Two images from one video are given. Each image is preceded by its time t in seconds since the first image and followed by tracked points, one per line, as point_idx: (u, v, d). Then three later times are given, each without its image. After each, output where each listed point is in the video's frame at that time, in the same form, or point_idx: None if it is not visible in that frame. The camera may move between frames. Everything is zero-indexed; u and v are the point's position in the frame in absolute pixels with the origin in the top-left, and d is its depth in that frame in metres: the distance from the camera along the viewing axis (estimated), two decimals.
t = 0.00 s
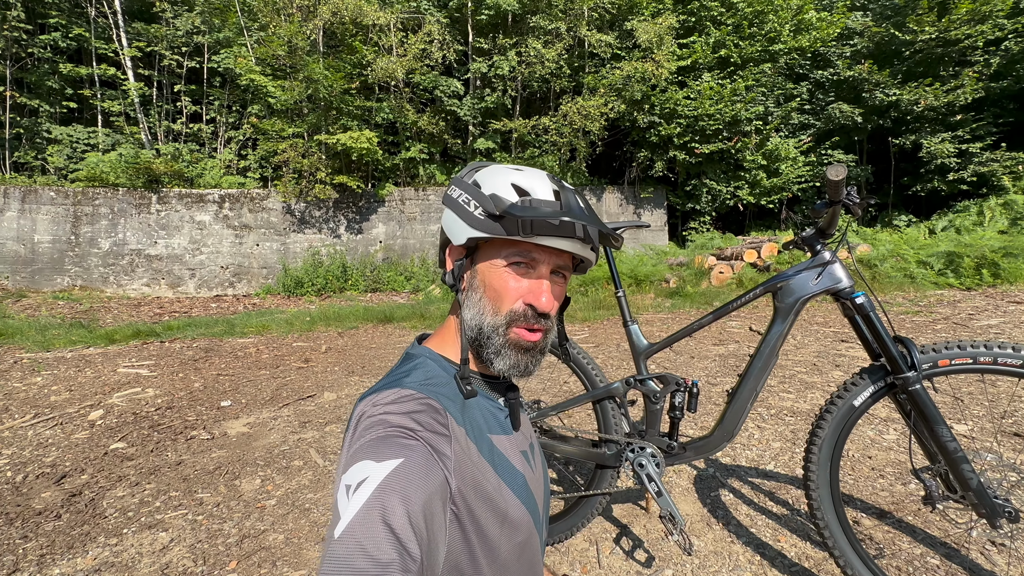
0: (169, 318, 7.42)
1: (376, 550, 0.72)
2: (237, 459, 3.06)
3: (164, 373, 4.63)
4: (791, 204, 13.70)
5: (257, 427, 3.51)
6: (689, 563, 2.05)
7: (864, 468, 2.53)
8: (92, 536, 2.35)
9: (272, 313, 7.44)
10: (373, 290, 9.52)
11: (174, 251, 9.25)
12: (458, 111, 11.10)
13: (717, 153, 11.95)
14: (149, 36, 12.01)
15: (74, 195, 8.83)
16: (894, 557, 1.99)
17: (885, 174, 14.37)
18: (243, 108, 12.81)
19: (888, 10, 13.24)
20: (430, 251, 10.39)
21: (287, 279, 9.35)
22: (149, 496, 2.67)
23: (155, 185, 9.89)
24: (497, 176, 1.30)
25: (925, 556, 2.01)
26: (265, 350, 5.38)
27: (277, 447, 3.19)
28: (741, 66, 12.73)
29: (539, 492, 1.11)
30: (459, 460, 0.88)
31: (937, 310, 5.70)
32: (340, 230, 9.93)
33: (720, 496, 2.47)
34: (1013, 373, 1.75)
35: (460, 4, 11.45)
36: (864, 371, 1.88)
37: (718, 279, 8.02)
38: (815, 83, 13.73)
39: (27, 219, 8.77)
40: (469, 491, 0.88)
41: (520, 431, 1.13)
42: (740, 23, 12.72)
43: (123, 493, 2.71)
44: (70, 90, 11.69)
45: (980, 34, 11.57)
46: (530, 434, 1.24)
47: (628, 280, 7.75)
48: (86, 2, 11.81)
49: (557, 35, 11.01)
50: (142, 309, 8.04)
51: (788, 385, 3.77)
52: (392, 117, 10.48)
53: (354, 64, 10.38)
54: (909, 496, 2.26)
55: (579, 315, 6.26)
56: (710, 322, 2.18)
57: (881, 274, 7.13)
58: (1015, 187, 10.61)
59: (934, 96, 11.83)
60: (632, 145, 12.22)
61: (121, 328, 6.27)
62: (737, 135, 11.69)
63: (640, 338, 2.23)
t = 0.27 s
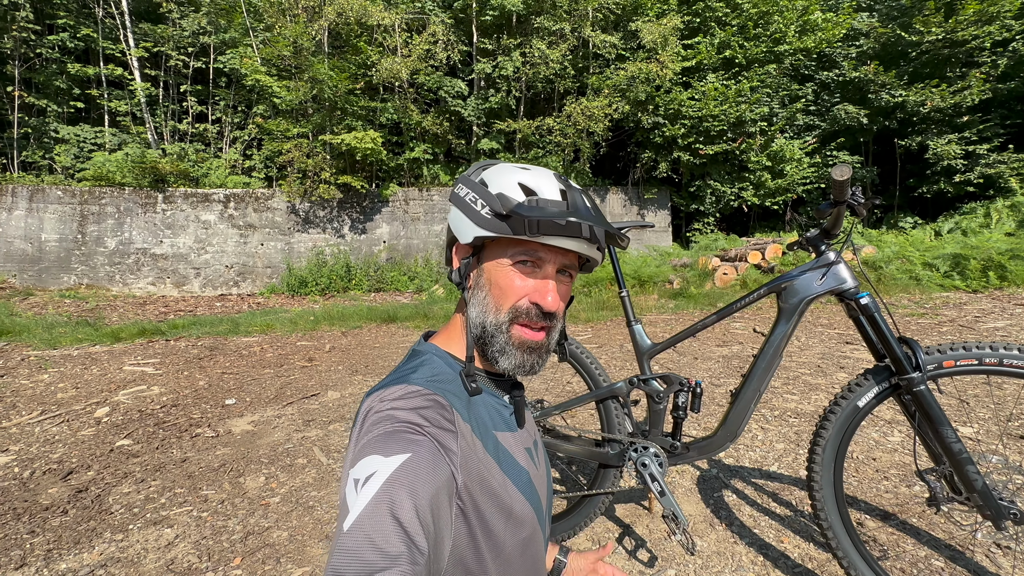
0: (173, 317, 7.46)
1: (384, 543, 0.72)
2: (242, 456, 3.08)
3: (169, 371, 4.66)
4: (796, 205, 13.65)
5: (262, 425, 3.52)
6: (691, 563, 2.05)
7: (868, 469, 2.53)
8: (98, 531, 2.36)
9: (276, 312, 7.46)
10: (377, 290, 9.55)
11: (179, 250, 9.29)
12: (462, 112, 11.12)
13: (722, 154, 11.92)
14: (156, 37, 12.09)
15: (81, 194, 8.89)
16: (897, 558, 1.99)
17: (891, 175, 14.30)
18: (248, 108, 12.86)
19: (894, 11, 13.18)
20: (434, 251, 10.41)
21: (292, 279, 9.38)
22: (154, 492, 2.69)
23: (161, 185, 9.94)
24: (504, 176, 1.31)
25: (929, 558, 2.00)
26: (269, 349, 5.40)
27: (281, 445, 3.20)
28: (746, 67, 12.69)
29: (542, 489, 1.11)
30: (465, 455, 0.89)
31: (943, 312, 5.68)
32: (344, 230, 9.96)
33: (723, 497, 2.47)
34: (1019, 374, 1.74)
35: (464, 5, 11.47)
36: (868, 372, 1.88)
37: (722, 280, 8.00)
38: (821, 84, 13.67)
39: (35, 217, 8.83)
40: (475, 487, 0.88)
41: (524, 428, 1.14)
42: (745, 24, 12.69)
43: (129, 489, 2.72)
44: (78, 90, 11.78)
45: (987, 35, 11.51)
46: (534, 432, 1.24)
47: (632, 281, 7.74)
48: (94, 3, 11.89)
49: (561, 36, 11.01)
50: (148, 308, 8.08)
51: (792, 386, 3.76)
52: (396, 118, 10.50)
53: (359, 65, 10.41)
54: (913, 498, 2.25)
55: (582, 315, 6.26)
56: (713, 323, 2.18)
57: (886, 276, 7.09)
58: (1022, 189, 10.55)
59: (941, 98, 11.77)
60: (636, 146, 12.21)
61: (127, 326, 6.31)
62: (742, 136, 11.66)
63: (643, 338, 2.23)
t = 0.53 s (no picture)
0: (176, 316, 7.48)
1: (378, 547, 0.72)
2: (244, 456, 3.08)
3: (172, 370, 4.68)
4: (799, 203, 13.59)
5: (264, 425, 3.53)
6: (692, 564, 2.05)
7: (871, 470, 2.51)
8: (101, 531, 2.37)
9: (279, 312, 7.48)
10: (379, 290, 9.56)
11: (182, 250, 9.32)
12: (464, 111, 11.11)
13: (724, 152, 11.88)
14: (158, 37, 12.12)
15: (84, 194, 8.92)
16: (901, 560, 1.98)
17: (894, 173, 14.22)
18: (250, 107, 12.88)
19: (898, 7, 13.09)
20: (436, 250, 10.41)
21: (295, 278, 9.40)
22: (157, 492, 2.70)
23: (164, 185, 9.97)
24: (503, 177, 1.30)
25: (933, 559, 1.99)
26: (271, 348, 5.42)
27: (283, 445, 3.21)
28: (748, 64, 12.64)
29: (541, 490, 1.11)
30: (462, 457, 0.89)
31: (948, 310, 5.65)
32: (346, 229, 9.96)
33: (725, 497, 2.47)
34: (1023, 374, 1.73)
35: (465, 3, 11.46)
36: (871, 372, 1.87)
37: (724, 279, 7.98)
38: (824, 82, 13.60)
39: (39, 217, 8.87)
40: (471, 491, 0.88)
41: (522, 430, 1.13)
42: (748, 21, 12.63)
43: (131, 489, 2.73)
44: (81, 90, 11.82)
45: (992, 32, 11.43)
46: (533, 434, 1.24)
47: (634, 279, 7.72)
48: (96, 2, 11.92)
49: (563, 34, 10.98)
50: (151, 307, 8.11)
51: (795, 386, 3.75)
52: (398, 117, 10.49)
53: (361, 64, 10.41)
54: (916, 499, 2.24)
55: (584, 314, 6.25)
56: (714, 322, 2.16)
57: (890, 274, 7.05)
58: None
59: (945, 95, 11.70)
60: (638, 144, 12.19)
61: (130, 326, 6.34)
62: (744, 134, 11.62)
63: (644, 338, 2.22)
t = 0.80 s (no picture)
0: (179, 315, 7.50)
1: (377, 547, 0.71)
2: (246, 455, 3.08)
3: (175, 370, 4.69)
4: (801, 200, 13.53)
5: (266, 423, 3.53)
6: (695, 563, 2.04)
7: (875, 468, 2.50)
8: (103, 531, 2.38)
9: (281, 311, 7.48)
10: (381, 288, 9.57)
11: (185, 249, 9.34)
12: (465, 109, 11.09)
13: (726, 149, 11.84)
14: (159, 36, 12.13)
15: (86, 194, 8.94)
16: (905, 559, 1.96)
17: (898, 169, 14.15)
18: (251, 107, 12.89)
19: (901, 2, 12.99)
20: (437, 248, 10.40)
21: (297, 277, 9.41)
22: (159, 491, 2.70)
23: (166, 184, 9.99)
24: (503, 174, 1.28)
25: (937, 558, 1.98)
26: (273, 347, 5.43)
27: (285, 444, 3.21)
28: (750, 60, 12.57)
29: (542, 490, 1.10)
30: (462, 457, 0.88)
31: (952, 307, 5.61)
32: (348, 228, 9.96)
33: (727, 495, 2.46)
34: None
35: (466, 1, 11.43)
36: (875, 371, 1.86)
37: (726, 276, 7.96)
38: (826, 77, 13.52)
39: (42, 217, 8.90)
40: (471, 490, 0.87)
41: (522, 429, 1.12)
42: (750, 17, 12.56)
43: (133, 488, 2.74)
44: (82, 91, 11.84)
45: (997, 26, 11.34)
46: (534, 433, 1.23)
47: (635, 277, 7.70)
48: (97, 2, 11.94)
49: (564, 31, 10.93)
50: (154, 306, 8.13)
51: (798, 383, 3.73)
52: (399, 115, 10.48)
53: (361, 62, 10.39)
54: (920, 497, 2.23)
55: (586, 312, 6.24)
56: (717, 320, 2.15)
57: (893, 271, 7.02)
58: None
59: (949, 90, 11.62)
60: (640, 141, 12.15)
61: (133, 325, 6.36)
62: (746, 130, 11.58)
63: (646, 336, 2.21)
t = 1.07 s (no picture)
0: (182, 314, 7.53)
1: (378, 545, 0.71)
2: (248, 454, 3.09)
3: (178, 369, 4.71)
4: (804, 196, 13.48)
5: (268, 422, 3.54)
6: (697, 560, 2.03)
7: (878, 465, 2.49)
8: (107, 530, 2.39)
9: (283, 310, 7.50)
10: (382, 287, 9.57)
11: (187, 249, 9.36)
12: (466, 106, 11.08)
13: (728, 145, 11.79)
14: (160, 36, 12.14)
15: (89, 194, 8.97)
16: (908, 556, 1.95)
17: (901, 164, 14.08)
18: (253, 106, 12.89)
19: None
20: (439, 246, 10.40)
21: (298, 276, 9.42)
22: (162, 490, 2.72)
23: (168, 184, 10.02)
24: (501, 170, 1.27)
25: (940, 555, 1.97)
26: (276, 346, 5.44)
27: (287, 442, 3.22)
28: (752, 56, 12.51)
29: (543, 487, 1.10)
30: (462, 454, 0.88)
31: (955, 303, 5.59)
32: (349, 227, 9.98)
33: (729, 493, 2.45)
34: None
35: None
36: (878, 367, 1.84)
37: (729, 273, 7.93)
38: (829, 73, 13.44)
39: (45, 218, 8.93)
40: (472, 488, 0.87)
41: (522, 425, 1.12)
42: (752, 12, 12.49)
43: (137, 487, 2.75)
44: (84, 91, 11.87)
45: (1001, 20, 11.26)
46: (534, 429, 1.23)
47: (637, 274, 7.69)
48: (98, 3, 11.95)
49: (564, 28, 10.89)
50: (157, 306, 8.16)
51: (801, 380, 3.72)
52: (399, 114, 10.47)
53: (362, 60, 10.38)
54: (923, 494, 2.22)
55: (588, 310, 6.24)
56: (718, 317, 2.14)
57: (896, 267, 6.98)
58: None
59: (953, 84, 11.54)
60: (641, 138, 12.12)
61: (136, 325, 6.38)
62: (748, 126, 11.53)
63: (647, 334, 2.20)
